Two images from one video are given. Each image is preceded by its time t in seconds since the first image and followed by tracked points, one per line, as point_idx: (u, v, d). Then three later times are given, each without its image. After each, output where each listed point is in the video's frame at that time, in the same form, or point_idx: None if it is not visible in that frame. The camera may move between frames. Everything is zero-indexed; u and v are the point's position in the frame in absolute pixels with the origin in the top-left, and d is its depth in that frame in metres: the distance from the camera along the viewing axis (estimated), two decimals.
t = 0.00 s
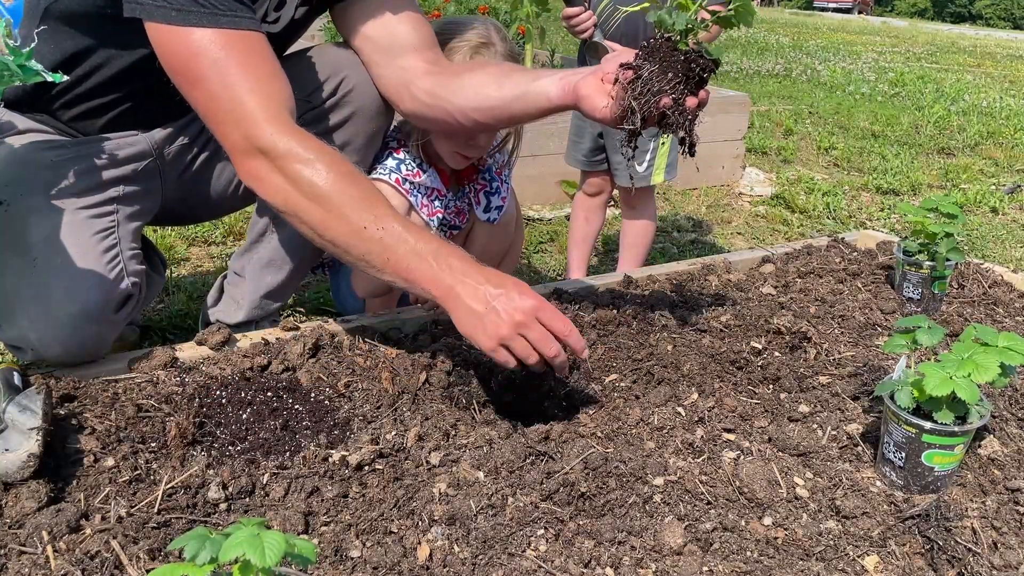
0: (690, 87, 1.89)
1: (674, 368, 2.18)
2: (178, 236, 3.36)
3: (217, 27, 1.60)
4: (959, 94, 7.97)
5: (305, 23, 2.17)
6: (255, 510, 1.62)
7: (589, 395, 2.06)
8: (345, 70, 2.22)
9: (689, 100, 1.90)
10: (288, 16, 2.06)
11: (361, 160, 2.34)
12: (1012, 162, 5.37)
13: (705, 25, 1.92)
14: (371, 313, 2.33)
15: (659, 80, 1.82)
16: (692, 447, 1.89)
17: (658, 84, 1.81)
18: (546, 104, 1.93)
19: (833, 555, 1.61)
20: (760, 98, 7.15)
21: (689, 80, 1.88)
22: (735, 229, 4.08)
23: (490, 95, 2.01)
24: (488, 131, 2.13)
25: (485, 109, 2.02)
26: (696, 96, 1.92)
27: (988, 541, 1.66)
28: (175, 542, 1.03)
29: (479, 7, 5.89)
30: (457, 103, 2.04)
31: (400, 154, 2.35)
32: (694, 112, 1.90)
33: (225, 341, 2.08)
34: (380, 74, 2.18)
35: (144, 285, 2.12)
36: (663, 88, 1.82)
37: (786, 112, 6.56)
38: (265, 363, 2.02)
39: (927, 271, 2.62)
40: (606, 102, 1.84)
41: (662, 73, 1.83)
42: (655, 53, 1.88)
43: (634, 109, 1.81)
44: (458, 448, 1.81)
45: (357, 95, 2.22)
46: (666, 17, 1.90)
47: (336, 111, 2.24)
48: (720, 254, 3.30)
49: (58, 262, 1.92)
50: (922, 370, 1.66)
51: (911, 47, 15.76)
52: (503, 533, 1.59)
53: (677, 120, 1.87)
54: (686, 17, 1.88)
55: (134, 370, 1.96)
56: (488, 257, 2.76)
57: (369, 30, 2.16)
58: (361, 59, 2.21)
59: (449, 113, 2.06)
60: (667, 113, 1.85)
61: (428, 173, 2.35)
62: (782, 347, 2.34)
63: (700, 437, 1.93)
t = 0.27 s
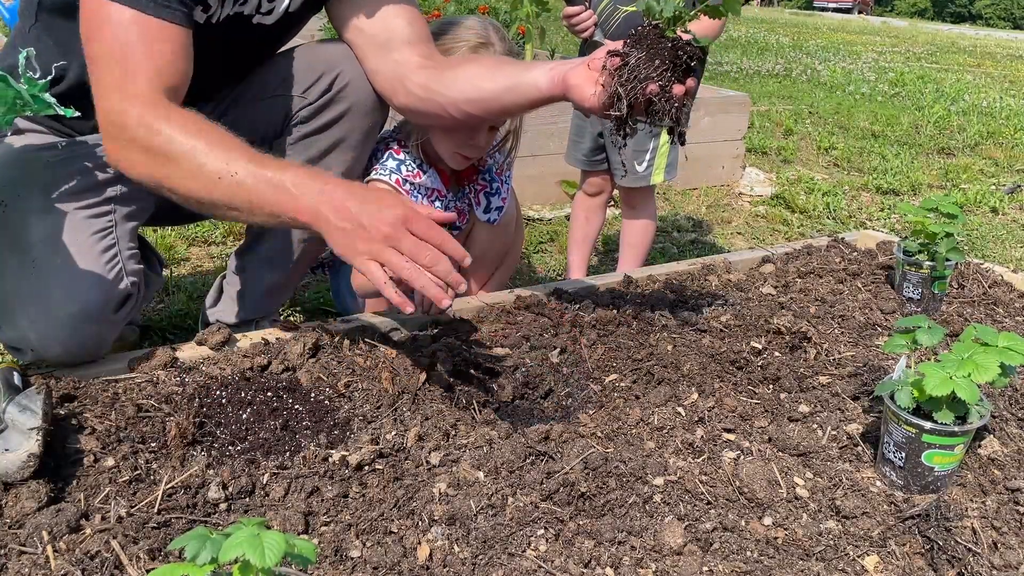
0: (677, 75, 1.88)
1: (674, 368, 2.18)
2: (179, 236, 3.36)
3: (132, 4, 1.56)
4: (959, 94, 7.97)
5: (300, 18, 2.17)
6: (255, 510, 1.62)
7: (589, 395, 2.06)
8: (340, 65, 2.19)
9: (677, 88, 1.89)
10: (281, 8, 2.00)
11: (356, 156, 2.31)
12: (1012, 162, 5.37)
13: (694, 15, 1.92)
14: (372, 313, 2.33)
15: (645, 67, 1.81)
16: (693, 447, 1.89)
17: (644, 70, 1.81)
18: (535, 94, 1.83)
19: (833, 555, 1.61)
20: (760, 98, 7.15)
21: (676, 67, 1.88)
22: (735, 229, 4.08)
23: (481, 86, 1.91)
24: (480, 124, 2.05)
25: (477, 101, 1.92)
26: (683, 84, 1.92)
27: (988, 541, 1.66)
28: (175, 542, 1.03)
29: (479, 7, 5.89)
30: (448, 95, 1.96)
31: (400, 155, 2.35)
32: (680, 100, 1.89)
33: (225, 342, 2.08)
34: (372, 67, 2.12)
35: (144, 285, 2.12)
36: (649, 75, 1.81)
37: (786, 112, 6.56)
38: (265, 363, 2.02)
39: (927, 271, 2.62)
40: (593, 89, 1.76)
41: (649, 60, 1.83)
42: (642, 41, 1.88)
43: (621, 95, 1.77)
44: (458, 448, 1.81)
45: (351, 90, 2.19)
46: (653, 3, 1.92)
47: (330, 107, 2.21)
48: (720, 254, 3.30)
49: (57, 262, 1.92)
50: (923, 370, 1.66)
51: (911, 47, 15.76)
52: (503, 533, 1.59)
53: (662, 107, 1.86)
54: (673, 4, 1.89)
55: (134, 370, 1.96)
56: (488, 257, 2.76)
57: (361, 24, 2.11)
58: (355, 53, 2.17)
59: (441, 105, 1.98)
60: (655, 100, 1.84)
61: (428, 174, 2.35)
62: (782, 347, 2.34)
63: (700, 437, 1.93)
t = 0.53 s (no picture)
0: (644, 62, 1.86)
1: (674, 368, 2.18)
2: (178, 236, 3.36)
3: None
4: (959, 94, 7.97)
5: (292, 13, 2.20)
6: (255, 510, 1.62)
7: (589, 395, 2.06)
8: (335, 61, 2.18)
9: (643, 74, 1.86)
10: None
11: (351, 156, 2.28)
12: (1012, 162, 5.37)
13: None
14: (372, 313, 2.34)
15: (609, 53, 1.80)
16: (692, 446, 1.89)
17: (608, 58, 1.79)
18: (511, 85, 1.80)
19: (833, 555, 1.61)
20: (760, 98, 7.15)
21: (642, 53, 1.85)
22: (735, 229, 4.08)
23: (460, 81, 1.89)
24: (466, 117, 2.03)
25: (456, 96, 1.91)
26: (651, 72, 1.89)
27: (988, 541, 1.66)
28: (175, 542, 1.03)
29: (479, 6, 5.89)
30: (432, 89, 1.94)
31: (402, 157, 2.33)
32: (647, 87, 1.85)
33: (225, 341, 2.08)
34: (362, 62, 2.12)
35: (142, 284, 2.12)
36: (614, 62, 1.79)
37: (786, 112, 6.56)
38: (265, 363, 2.02)
39: (927, 271, 2.61)
40: (562, 79, 1.76)
41: (614, 46, 1.81)
42: (607, 28, 1.87)
43: (583, 83, 1.74)
44: (458, 448, 1.81)
45: (346, 87, 2.18)
46: None
47: (325, 104, 2.19)
48: (720, 254, 3.30)
49: (54, 260, 1.92)
50: (922, 370, 1.66)
51: (911, 47, 15.76)
52: (503, 533, 1.59)
53: (628, 94, 1.82)
54: None
55: (134, 370, 1.96)
56: (488, 258, 2.75)
57: (349, 15, 2.13)
58: (348, 50, 2.17)
59: (426, 100, 1.97)
60: (619, 88, 1.81)
61: (429, 176, 2.35)
62: (782, 347, 2.34)
63: (700, 437, 1.93)
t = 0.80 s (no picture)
0: (627, 45, 1.93)
1: (673, 368, 2.18)
2: (178, 236, 3.36)
3: None
4: (959, 94, 7.97)
5: (289, 12, 2.17)
6: (254, 510, 1.62)
7: (589, 395, 2.06)
8: (327, 56, 2.18)
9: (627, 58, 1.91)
10: None
11: (347, 150, 2.28)
12: (1012, 162, 5.37)
13: None
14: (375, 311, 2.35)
15: (591, 37, 1.88)
16: (692, 446, 1.89)
17: (591, 41, 1.87)
18: (498, 73, 1.82)
19: (833, 555, 1.61)
20: (760, 98, 7.15)
21: (624, 37, 1.93)
22: (735, 229, 4.08)
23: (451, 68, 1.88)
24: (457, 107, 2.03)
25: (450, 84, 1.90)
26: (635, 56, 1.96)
27: (988, 541, 1.66)
28: (175, 542, 1.03)
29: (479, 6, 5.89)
30: (423, 79, 1.94)
31: (408, 161, 2.33)
32: (630, 71, 1.91)
33: (225, 342, 2.08)
34: (352, 55, 2.11)
35: (142, 283, 2.13)
36: (595, 46, 1.86)
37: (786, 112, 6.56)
38: (265, 363, 2.02)
39: (927, 271, 2.61)
40: (545, 63, 1.79)
41: (595, 30, 1.89)
42: (590, 13, 1.96)
43: (565, 67, 1.81)
44: (458, 448, 1.81)
45: (340, 82, 2.18)
46: None
47: (320, 100, 2.19)
48: (720, 254, 3.30)
49: (53, 257, 1.92)
50: (922, 370, 1.66)
51: (910, 47, 15.76)
52: (503, 534, 1.59)
53: (611, 78, 1.88)
54: None
55: (134, 370, 1.96)
56: (490, 260, 2.74)
57: (333, 7, 2.09)
58: (338, 43, 2.17)
59: (415, 90, 1.97)
60: (602, 71, 1.87)
61: (435, 181, 2.35)
62: (782, 347, 2.34)
63: (700, 437, 1.93)
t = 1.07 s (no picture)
0: (615, 35, 1.92)
1: (673, 368, 2.18)
2: (178, 236, 3.36)
3: None
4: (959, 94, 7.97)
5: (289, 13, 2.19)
6: (254, 510, 1.62)
7: (589, 395, 2.06)
8: (326, 55, 2.18)
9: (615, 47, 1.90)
10: None
11: (347, 148, 2.28)
12: (1012, 162, 5.37)
13: None
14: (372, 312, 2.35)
15: (580, 29, 1.84)
16: (692, 446, 1.89)
17: (579, 32, 1.84)
18: (491, 67, 1.82)
19: (833, 555, 1.61)
20: (760, 98, 7.15)
21: (612, 27, 1.90)
22: (735, 229, 4.08)
23: (446, 64, 1.89)
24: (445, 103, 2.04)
25: (445, 79, 1.91)
26: (624, 46, 1.95)
27: (988, 541, 1.66)
28: (175, 542, 1.03)
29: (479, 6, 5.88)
30: (420, 76, 1.94)
31: (410, 160, 2.34)
32: (620, 60, 1.90)
33: (225, 341, 2.08)
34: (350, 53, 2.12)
35: (141, 283, 2.13)
36: (583, 37, 1.83)
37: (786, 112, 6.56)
38: (265, 363, 2.02)
39: (927, 271, 2.61)
40: (538, 57, 1.79)
41: (584, 21, 1.86)
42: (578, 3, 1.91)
43: (555, 60, 1.77)
44: (458, 448, 1.81)
45: (339, 80, 2.18)
46: None
47: (319, 98, 2.19)
48: (720, 254, 3.30)
49: (52, 257, 1.91)
50: (922, 370, 1.66)
51: (910, 47, 15.75)
52: (503, 534, 1.59)
53: (600, 68, 1.88)
54: None
55: (134, 370, 1.96)
56: (491, 260, 2.74)
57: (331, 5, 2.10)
58: (337, 42, 2.17)
59: (411, 86, 1.98)
60: (590, 62, 1.86)
61: (436, 181, 2.35)
62: (782, 347, 2.34)
63: (700, 438, 1.93)
